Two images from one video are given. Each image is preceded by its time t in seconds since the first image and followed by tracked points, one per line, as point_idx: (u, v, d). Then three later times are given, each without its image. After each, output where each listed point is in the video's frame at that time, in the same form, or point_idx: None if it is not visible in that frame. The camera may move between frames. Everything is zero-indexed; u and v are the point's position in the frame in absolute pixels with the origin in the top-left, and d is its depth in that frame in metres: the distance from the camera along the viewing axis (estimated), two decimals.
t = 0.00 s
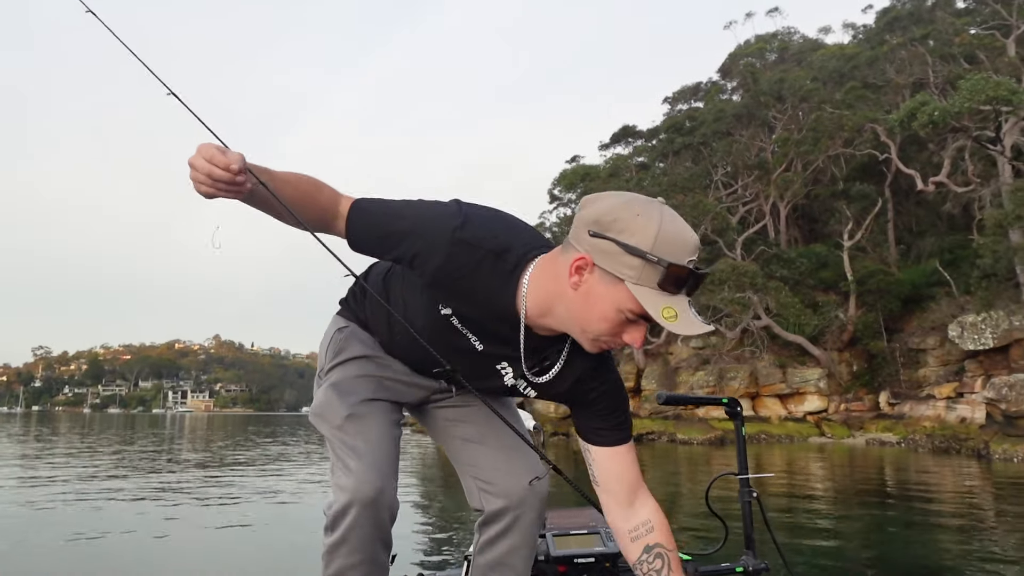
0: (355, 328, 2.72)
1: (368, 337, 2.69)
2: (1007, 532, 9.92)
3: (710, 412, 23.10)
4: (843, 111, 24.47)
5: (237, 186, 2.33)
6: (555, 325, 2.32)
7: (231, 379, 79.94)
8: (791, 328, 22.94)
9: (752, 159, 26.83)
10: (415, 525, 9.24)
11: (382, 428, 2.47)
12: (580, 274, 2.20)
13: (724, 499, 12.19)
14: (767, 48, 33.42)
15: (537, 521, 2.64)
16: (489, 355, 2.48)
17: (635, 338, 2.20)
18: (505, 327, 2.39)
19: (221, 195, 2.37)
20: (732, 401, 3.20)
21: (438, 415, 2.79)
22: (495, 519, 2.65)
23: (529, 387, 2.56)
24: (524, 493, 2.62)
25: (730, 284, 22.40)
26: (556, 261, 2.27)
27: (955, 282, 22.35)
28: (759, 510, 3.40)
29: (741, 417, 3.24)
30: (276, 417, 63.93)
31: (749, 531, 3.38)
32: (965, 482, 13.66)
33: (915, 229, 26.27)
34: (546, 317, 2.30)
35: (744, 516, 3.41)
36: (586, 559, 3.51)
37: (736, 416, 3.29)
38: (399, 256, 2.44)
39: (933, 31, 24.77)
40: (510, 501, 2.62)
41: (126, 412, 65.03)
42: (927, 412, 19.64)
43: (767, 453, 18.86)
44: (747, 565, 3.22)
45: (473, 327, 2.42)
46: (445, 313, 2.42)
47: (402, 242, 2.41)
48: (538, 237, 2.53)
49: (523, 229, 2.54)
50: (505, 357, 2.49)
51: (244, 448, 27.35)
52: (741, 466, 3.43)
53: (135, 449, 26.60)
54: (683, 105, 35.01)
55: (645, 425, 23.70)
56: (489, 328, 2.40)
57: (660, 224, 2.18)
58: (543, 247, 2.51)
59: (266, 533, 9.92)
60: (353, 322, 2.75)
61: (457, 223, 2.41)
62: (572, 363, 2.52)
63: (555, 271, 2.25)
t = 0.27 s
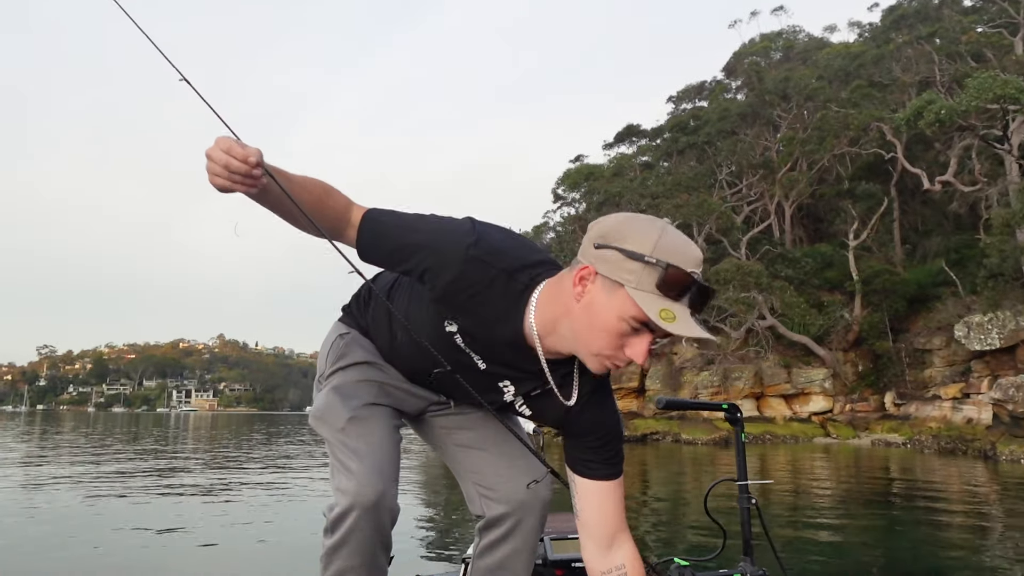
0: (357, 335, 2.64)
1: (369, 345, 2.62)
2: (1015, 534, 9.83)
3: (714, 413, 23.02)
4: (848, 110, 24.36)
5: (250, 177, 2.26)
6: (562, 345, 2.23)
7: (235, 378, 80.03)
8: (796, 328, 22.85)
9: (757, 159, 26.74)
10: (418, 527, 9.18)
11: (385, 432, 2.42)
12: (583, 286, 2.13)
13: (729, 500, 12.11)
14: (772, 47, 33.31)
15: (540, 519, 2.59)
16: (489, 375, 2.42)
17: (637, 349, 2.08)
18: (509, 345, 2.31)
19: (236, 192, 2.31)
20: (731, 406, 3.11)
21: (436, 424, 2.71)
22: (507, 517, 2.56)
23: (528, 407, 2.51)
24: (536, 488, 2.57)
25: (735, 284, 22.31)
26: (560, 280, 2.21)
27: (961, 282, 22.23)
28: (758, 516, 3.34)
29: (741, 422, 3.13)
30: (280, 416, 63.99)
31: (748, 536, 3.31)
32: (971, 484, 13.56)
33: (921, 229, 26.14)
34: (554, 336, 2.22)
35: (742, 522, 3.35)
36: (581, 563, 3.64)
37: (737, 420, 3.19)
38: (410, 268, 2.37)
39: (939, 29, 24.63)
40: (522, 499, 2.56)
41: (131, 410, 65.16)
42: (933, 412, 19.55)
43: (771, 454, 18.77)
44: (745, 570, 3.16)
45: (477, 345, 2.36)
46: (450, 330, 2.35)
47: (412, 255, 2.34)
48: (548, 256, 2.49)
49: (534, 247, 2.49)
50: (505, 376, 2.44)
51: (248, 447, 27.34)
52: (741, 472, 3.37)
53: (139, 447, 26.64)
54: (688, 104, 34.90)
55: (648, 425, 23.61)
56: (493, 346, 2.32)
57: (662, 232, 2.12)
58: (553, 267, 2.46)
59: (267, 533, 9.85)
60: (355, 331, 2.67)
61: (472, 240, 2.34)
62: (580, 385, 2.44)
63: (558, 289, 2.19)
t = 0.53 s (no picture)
0: (362, 330, 2.69)
1: (378, 339, 2.66)
2: None
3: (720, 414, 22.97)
4: (853, 110, 24.31)
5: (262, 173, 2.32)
6: (564, 280, 2.26)
7: (241, 382, 80.06)
8: (801, 329, 22.81)
9: (761, 159, 26.71)
10: (425, 529, 9.18)
11: (387, 431, 2.46)
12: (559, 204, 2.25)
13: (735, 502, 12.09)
14: (775, 48, 33.27)
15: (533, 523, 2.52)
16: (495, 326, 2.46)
17: (610, 230, 2.10)
18: (511, 294, 2.37)
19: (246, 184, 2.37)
20: (730, 408, 3.16)
21: (440, 416, 2.78)
22: (488, 527, 2.56)
23: (536, 353, 2.53)
24: (519, 495, 2.53)
25: (740, 285, 22.27)
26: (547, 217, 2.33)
27: (967, 282, 22.16)
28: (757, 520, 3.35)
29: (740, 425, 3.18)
30: (286, 420, 63.97)
31: (748, 539, 3.33)
32: (980, 485, 13.48)
33: (927, 229, 26.07)
34: (553, 271, 2.27)
35: (742, 526, 3.37)
36: (584, 566, 3.43)
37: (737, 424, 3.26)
38: (410, 235, 2.47)
39: (944, 29, 24.56)
40: (503, 505, 2.53)
41: (137, 414, 65.37)
42: (940, 413, 19.49)
43: (778, 455, 18.71)
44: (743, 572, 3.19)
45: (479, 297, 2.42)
46: (451, 286, 2.42)
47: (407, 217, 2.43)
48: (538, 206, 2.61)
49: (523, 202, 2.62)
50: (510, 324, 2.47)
51: (253, 451, 27.37)
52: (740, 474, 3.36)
53: (146, 452, 26.71)
54: (692, 106, 34.87)
55: (654, 427, 23.56)
56: (497, 296, 2.38)
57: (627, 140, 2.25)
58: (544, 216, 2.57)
59: (275, 536, 9.87)
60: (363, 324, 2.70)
61: (462, 195, 2.47)
62: (581, 320, 2.48)
63: (546, 224, 2.31)
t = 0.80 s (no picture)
0: (371, 300, 2.43)
1: (385, 306, 2.41)
2: None
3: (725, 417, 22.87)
4: (858, 111, 24.20)
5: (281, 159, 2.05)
6: (528, 118, 2.30)
7: (245, 385, 80.16)
8: (807, 331, 22.69)
9: (765, 161, 26.61)
10: (428, 531, 9.08)
11: (390, 416, 2.22)
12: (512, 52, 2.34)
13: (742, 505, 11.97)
14: (779, 49, 33.20)
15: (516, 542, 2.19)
16: (499, 198, 2.31)
17: (561, 44, 2.19)
18: (499, 152, 2.32)
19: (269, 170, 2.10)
20: (732, 405, 3.10)
21: (452, 395, 2.43)
22: (469, 527, 2.24)
23: (546, 214, 2.39)
24: (503, 507, 2.17)
25: (745, 287, 22.16)
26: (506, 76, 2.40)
27: (974, 284, 22.03)
28: (759, 518, 3.28)
29: (743, 423, 3.12)
30: (289, 424, 63.93)
31: (750, 537, 3.26)
32: (986, 489, 13.36)
33: (933, 230, 25.92)
34: (519, 113, 2.31)
35: (744, 525, 3.28)
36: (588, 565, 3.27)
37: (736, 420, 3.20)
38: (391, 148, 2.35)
39: (949, 29, 24.44)
40: (485, 512, 2.18)
41: (141, 418, 65.48)
42: (947, 416, 19.37)
43: (784, 459, 18.58)
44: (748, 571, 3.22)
45: (476, 177, 2.31)
46: (444, 175, 2.31)
47: (383, 128, 2.34)
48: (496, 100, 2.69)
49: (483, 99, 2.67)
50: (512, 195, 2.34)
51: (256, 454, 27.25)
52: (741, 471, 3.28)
53: (149, 455, 26.66)
54: (695, 108, 34.80)
55: (659, 430, 23.42)
56: (489, 163, 2.32)
57: None
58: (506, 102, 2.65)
59: (278, 539, 9.75)
60: (370, 293, 2.44)
61: (426, 95, 2.46)
62: (571, 163, 2.45)
63: (506, 82, 2.39)
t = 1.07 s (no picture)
0: (356, 295, 2.06)
1: (369, 297, 2.06)
2: None
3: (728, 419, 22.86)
4: (862, 112, 24.16)
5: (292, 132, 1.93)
6: (469, 36, 2.11)
7: (248, 386, 80.35)
8: (811, 332, 22.64)
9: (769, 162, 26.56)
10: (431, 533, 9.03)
11: (387, 421, 1.96)
12: None
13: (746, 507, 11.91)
14: (782, 50, 33.17)
15: (507, 540, 1.92)
16: (463, 122, 2.04)
17: None
18: (443, 74, 2.10)
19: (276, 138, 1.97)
20: (734, 405, 3.11)
21: (441, 390, 2.04)
22: (456, 526, 1.95)
23: (515, 129, 2.09)
24: (497, 503, 1.88)
25: (749, 288, 22.14)
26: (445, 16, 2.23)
27: (979, 286, 21.97)
28: (764, 515, 3.27)
29: (745, 422, 3.14)
30: (293, 424, 64.05)
31: (755, 535, 3.27)
32: (991, 491, 13.31)
33: (937, 231, 25.85)
34: (459, 35, 2.13)
35: (749, 522, 3.29)
36: (591, 564, 3.38)
37: (741, 420, 3.22)
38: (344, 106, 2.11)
39: (954, 30, 24.42)
40: (476, 509, 1.89)
41: (145, 417, 65.69)
42: (951, 418, 19.31)
43: (787, 460, 18.54)
44: (752, 569, 3.23)
45: (434, 104, 2.06)
46: (403, 114, 2.07)
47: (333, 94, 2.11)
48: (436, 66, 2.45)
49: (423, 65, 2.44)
50: (474, 113, 2.06)
51: (259, 455, 27.25)
52: (746, 469, 3.27)
53: (153, 455, 26.70)
54: (698, 109, 34.77)
55: (662, 431, 23.38)
56: (442, 88, 2.07)
57: None
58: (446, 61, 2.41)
59: (281, 539, 9.71)
60: (355, 285, 2.10)
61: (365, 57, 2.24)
62: (518, 80, 2.18)
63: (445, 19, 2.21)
